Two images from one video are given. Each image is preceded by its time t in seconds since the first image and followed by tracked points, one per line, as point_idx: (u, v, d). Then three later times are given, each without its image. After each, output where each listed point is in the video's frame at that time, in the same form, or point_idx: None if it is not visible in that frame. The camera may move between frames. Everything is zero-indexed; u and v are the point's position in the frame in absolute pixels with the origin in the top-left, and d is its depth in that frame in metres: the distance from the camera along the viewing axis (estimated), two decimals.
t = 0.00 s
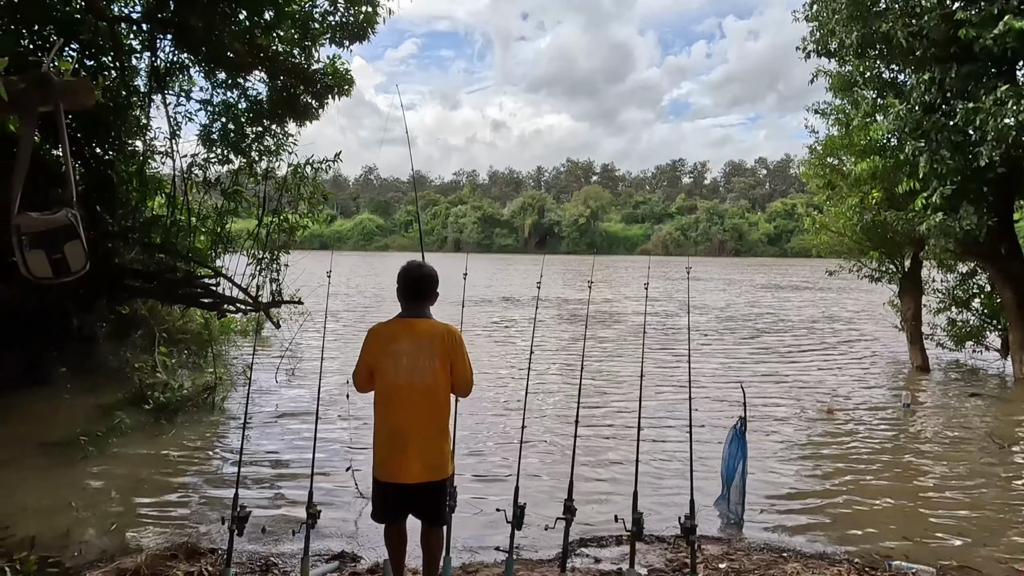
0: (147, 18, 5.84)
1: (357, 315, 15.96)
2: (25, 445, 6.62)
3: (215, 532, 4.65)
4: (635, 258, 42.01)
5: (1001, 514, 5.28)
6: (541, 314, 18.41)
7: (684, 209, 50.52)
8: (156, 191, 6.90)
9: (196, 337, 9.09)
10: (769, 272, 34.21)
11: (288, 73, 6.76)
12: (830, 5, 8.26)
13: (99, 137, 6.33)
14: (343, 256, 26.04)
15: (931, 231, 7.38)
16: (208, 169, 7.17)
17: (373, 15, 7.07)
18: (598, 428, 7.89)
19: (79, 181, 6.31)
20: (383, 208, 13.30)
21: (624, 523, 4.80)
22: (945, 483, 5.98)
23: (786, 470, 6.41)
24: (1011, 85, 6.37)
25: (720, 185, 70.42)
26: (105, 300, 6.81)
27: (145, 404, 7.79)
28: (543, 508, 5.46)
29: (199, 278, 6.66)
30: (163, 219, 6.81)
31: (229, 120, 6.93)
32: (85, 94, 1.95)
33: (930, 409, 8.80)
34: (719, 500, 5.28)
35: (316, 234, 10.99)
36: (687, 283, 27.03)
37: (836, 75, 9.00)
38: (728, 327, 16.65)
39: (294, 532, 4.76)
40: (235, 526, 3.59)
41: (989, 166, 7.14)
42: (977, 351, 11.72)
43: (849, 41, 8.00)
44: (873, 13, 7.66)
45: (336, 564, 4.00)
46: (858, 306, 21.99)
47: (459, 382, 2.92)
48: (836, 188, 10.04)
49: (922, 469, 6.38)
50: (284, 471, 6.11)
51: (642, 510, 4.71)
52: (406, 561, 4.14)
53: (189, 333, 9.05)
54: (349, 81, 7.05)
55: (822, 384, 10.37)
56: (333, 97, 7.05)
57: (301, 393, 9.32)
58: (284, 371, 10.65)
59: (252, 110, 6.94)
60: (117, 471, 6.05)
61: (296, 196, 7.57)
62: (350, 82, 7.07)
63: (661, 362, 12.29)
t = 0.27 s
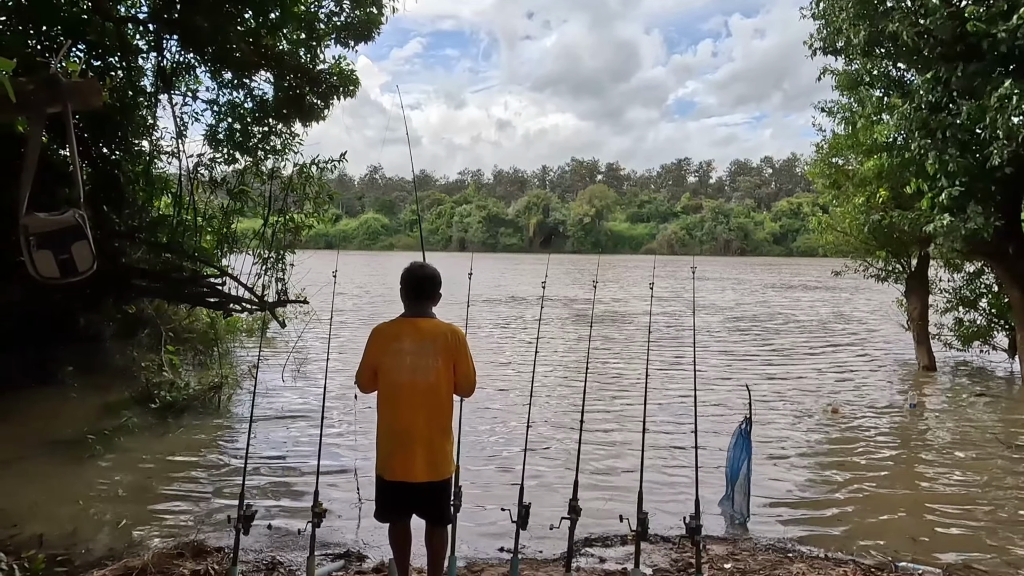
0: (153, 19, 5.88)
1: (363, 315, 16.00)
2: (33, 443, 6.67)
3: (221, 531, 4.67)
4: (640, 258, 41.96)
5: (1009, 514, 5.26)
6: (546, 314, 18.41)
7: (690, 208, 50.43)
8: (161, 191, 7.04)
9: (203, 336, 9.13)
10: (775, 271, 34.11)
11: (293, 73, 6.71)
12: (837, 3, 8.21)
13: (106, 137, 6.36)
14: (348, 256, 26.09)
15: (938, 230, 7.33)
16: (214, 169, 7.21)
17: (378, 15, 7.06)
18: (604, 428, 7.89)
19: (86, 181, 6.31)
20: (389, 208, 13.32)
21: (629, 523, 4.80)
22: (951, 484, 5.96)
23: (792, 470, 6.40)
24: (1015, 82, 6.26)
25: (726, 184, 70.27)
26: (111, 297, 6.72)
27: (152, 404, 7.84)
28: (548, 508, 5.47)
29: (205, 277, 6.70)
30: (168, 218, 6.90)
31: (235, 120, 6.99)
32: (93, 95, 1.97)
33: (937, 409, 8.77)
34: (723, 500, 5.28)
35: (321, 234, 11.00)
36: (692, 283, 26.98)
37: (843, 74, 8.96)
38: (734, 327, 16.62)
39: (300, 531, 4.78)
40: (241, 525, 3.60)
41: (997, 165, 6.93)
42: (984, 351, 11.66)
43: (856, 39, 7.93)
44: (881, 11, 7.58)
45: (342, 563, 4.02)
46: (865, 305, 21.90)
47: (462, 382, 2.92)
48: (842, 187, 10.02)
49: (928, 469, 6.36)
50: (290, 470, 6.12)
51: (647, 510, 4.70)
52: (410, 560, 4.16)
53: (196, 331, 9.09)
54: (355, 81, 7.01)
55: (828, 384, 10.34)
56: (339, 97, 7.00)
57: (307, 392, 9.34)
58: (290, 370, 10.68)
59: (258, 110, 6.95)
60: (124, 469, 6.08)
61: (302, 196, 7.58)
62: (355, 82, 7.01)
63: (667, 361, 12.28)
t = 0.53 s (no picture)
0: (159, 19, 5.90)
1: (367, 314, 16.02)
2: (40, 442, 6.71)
3: (226, 530, 4.69)
4: (644, 257, 41.93)
5: (1015, 515, 5.25)
6: (550, 314, 18.41)
7: (694, 208, 50.36)
8: (167, 190, 7.06)
9: (208, 335, 9.16)
10: (780, 271, 34.02)
11: (298, 74, 6.75)
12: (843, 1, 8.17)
13: (112, 136, 6.41)
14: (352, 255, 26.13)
15: (944, 230, 7.31)
16: (219, 169, 7.22)
17: (381, 15, 7.08)
18: (608, 427, 7.90)
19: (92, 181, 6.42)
20: (394, 207, 13.33)
21: (633, 523, 4.80)
22: (957, 484, 5.95)
23: (797, 470, 6.40)
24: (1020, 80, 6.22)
25: (730, 183, 70.18)
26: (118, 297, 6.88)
27: (158, 403, 7.84)
28: (552, 507, 5.48)
29: (210, 277, 6.71)
30: (174, 218, 6.92)
31: (240, 119, 7.00)
32: (99, 95, 1.99)
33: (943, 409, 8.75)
34: (727, 500, 5.28)
35: (326, 233, 11.03)
36: (697, 283, 26.94)
37: (850, 72, 8.93)
38: (739, 327, 16.60)
39: (305, 530, 4.79)
40: (247, 524, 3.61)
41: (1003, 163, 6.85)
42: (990, 351, 11.63)
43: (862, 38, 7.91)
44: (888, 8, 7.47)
45: (347, 562, 4.03)
46: (870, 305, 21.83)
47: (467, 382, 2.92)
48: (847, 187, 10.00)
49: (933, 470, 6.35)
50: (295, 469, 6.14)
51: (651, 510, 4.71)
52: (415, 559, 4.17)
53: (201, 331, 9.12)
54: (360, 81, 7.03)
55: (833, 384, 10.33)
56: (344, 97, 7.03)
57: (312, 391, 9.37)
58: (295, 369, 10.70)
59: (263, 110, 6.99)
60: (129, 468, 6.11)
61: (306, 196, 7.58)
62: (360, 82, 7.04)
63: (671, 361, 12.27)
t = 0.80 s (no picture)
0: (162, 19, 5.88)
1: (370, 313, 16.06)
2: (45, 440, 6.74)
3: (230, 528, 4.71)
4: (648, 257, 41.92)
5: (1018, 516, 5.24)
6: (554, 313, 18.42)
7: (698, 207, 50.31)
8: (171, 190, 6.98)
9: (212, 334, 9.20)
10: (784, 271, 33.96)
11: (301, 74, 6.78)
12: None
13: (116, 136, 6.42)
14: (355, 255, 26.15)
15: (949, 229, 7.29)
16: (223, 168, 7.19)
17: (382, 12, 7.10)
18: (612, 427, 7.91)
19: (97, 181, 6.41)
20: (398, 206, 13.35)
21: (636, 522, 4.80)
22: (961, 485, 5.94)
23: (800, 470, 6.39)
24: None
25: (734, 183, 70.09)
26: (122, 298, 7.06)
27: (162, 401, 7.92)
28: (555, 507, 5.49)
29: (214, 276, 6.94)
30: (178, 217, 6.92)
31: (244, 120, 7.01)
32: (105, 94, 1.98)
33: (946, 409, 8.74)
34: (731, 500, 5.27)
35: (330, 233, 11.04)
36: (700, 283, 26.92)
37: (856, 70, 8.91)
38: (742, 326, 16.58)
39: (308, 528, 4.81)
40: (251, 523, 3.62)
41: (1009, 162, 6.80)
42: (995, 351, 11.60)
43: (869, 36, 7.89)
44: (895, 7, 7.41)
45: (350, 561, 4.04)
46: (875, 305, 21.78)
47: (468, 382, 2.94)
48: (851, 186, 9.99)
49: (937, 470, 6.34)
50: (299, 468, 6.16)
51: (654, 510, 4.70)
52: (419, 559, 4.18)
53: (205, 330, 9.16)
54: (362, 80, 7.06)
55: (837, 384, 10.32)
56: (347, 96, 7.06)
57: (315, 390, 9.39)
58: (299, 368, 10.73)
59: (266, 111, 7.01)
60: (134, 466, 6.13)
61: (310, 196, 7.54)
62: (363, 81, 7.07)
63: (675, 361, 12.27)
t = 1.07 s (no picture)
0: (165, 19, 5.89)
1: (373, 313, 16.08)
2: (49, 440, 6.76)
3: (232, 527, 4.72)
4: (650, 256, 41.90)
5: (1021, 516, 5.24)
6: (556, 312, 18.44)
7: (700, 206, 50.28)
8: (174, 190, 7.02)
9: (215, 333, 9.22)
10: (786, 270, 33.93)
11: (304, 73, 6.79)
12: None
13: (119, 136, 6.44)
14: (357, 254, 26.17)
15: (954, 228, 7.27)
16: (225, 168, 7.21)
17: (383, 10, 7.13)
18: (615, 426, 7.92)
19: (100, 181, 6.44)
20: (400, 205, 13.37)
21: (638, 522, 4.81)
22: (964, 485, 5.93)
23: (802, 469, 6.41)
24: None
25: (737, 182, 70.03)
26: (125, 296, 7.02)
27: (165, 401, 7.92)
28: (557, 506, 5.49)
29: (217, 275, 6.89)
30: (181, 217, 6.93)
31: (246, 119, 7.01)
32: (108, 95, 1.99)
33: (949, 409, 8.74)
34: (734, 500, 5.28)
35: (333, 231, 11.05)
36: (703, 283, 26.91)
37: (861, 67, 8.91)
38: (745, 326, 16.59)
39: (311, 527, 4.83)
40: (253, 522, 3.63)
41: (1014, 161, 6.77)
42: (998, 351, 11.60)
43: (875, 34, 7.87)
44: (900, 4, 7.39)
45: (352, 560, 4.05)
46: (877, 305, 21.76)
47: (467, 382, 2.94)
48: (854, 186, 9.99)
49: (940, 470, 6.34)
50: (302, 467, 6.17)
51: (656, 509, 4.71)
52: (420, 558, 4.20)
53: (208, 329, 9.17)
54: (365, 79, 7.07)
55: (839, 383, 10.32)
56: (349, 96, 7.07)
57: (318, 389, 9.42)
58: (302, 367, 10.74)
59: (269, 110, 7.02)
60: (138, 465, 6.15)
61: (312, 195, 7.58)
62: (365, 80, 7.07)
63: (677, 360, 12.28)
